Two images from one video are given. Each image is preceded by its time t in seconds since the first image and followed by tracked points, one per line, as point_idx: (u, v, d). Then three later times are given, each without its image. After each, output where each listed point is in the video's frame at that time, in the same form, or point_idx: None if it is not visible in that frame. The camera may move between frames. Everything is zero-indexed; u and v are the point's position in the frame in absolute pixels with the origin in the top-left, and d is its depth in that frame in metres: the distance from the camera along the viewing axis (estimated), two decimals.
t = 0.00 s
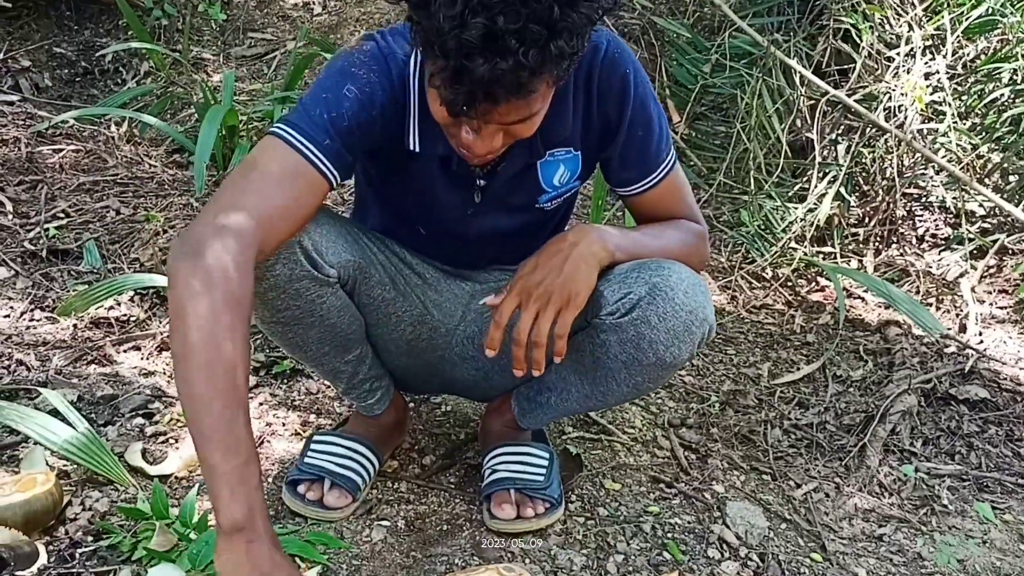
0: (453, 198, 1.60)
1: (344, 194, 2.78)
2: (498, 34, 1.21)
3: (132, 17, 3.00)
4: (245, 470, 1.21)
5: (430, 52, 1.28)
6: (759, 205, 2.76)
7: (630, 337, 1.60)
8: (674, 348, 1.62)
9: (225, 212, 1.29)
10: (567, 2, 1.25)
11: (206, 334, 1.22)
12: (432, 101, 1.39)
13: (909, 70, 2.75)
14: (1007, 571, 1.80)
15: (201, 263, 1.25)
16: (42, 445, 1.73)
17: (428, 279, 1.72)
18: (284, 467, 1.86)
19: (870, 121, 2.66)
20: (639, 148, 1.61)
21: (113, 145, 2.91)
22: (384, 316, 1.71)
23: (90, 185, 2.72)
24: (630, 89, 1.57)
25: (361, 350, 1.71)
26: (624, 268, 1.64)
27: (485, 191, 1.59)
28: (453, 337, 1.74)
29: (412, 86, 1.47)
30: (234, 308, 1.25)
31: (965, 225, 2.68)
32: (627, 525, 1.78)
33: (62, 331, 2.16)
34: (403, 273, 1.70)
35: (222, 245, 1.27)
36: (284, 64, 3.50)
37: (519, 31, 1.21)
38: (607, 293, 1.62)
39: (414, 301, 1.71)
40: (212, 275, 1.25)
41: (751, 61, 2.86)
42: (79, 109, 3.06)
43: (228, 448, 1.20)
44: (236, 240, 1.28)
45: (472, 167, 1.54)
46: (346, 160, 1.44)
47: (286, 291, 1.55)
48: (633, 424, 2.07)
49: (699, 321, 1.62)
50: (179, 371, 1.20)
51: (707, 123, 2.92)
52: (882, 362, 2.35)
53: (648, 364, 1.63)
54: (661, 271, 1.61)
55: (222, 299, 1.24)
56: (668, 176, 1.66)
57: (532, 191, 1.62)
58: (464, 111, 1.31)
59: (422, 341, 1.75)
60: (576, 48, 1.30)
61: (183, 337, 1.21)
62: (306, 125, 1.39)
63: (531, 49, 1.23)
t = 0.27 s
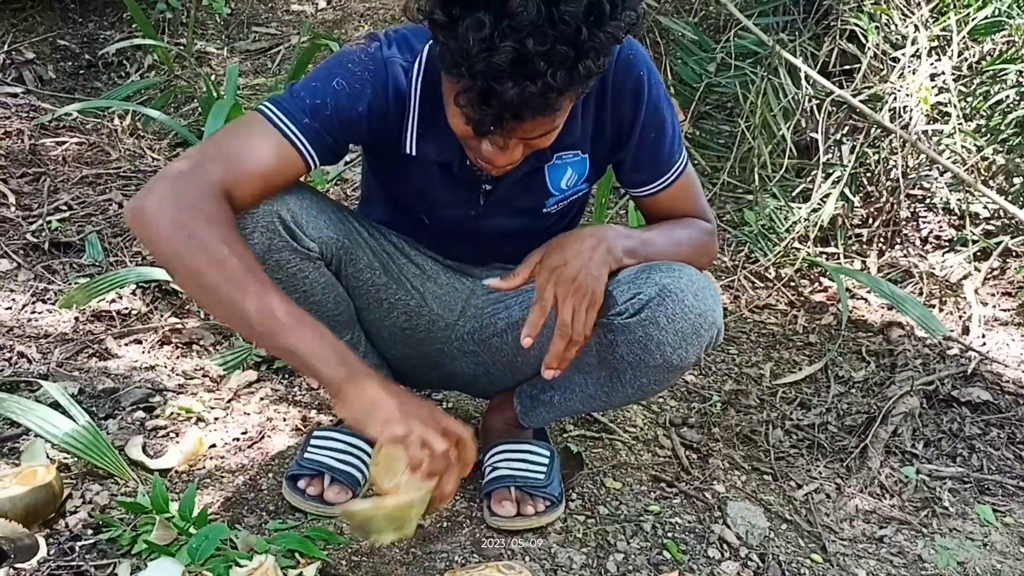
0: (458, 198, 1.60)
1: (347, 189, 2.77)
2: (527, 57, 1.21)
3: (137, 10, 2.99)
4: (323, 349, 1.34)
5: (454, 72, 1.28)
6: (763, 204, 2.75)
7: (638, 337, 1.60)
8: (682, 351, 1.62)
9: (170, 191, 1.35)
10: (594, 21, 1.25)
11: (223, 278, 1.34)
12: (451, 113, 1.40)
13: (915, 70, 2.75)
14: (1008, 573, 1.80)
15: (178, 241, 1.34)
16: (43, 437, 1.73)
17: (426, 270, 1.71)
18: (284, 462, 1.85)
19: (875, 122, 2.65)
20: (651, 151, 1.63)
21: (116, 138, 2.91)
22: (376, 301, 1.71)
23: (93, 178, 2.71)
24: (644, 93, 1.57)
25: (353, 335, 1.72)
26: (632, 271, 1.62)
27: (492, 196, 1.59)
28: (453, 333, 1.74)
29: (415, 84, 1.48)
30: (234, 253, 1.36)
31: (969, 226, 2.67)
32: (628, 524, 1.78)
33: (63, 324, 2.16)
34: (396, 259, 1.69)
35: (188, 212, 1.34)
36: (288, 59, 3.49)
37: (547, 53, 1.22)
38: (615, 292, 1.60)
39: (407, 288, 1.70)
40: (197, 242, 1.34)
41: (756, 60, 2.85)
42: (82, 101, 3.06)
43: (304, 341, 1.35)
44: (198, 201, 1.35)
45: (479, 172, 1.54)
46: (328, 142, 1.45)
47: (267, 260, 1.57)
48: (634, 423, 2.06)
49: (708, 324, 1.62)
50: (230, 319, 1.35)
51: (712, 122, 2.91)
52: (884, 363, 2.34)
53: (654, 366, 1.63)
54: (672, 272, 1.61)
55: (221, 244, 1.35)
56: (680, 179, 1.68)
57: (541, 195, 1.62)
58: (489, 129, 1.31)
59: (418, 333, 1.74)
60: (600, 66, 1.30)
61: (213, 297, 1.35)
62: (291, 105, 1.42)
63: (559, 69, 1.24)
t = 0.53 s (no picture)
0: (462, 193, 1.60)
1: (349, 184, 2.77)
2: (527, 47, 1.21)
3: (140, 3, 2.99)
4: (390, 213, 1.46)
5: (457, 63, 1.28)
6: (766, 202, 2.74)
7: (637, 335, 1.61)
8: (683, 348, 1.62)
9: (187, 163, 1.40)
10: (596, 13, 1.24)
11: (278, 206, 1.41)
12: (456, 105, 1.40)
13: (919, 70, 2.74)
14: (1007, 574, 1.80)
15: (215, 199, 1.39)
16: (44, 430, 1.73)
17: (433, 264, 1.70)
18: (284, 456, 1.85)
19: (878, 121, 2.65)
20: (660, 145, 1.62)
21: (119, 132, 2.91)
22: (383, 296, 1.70)
23: (95, 171, 2.71)
24: (650, 87, 1.57)
25: (359, 330, 1.72)
26: (636, 268, 1.65)
27: (498, 190, 1.59)
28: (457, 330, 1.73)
29: (420, 74, 1.47)
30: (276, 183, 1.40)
31: (972, 227, 2.66)
32: (627, 521, 1.78)
33: (64, 317, 2.16)
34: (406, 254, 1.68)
35: (211, 172, 1.38)
36: (292, 54, 3.49)
37: (548, 44, 1.21)
38: (619, 290, 1.63)
39: (416, 285, 1.69)
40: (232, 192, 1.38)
41: (760, 59, 2.85)
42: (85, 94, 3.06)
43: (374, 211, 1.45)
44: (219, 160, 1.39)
45: (483, 166, 1.54)
46: (341, 123, 1.45)
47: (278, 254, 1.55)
48: (635, 420, 2.06)
49: (710, 322, 1.62)
50: (302, 235, 1.43)
51: (715, 120, 2.91)
52: (885, 363, 2.34)
53: (656, 364, 1.64)
54: (675, 270, 1.61)
55: (266, 181, 1.39)
56: (692, 173, 1.67)
57: (545, 189, 1.62)
58: (490, 120, 1.32)
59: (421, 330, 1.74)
60: (602, 58, 1.30)
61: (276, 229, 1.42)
62: (305, 91, 1.43)
63: (560, 61, 1.23)
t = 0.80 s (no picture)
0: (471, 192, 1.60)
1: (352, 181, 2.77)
2: (546, 40, 1.22)
3: None
4: (394, 189, 1.44)
5: (475, 54, 1.29)
6: (767, 203, 2.74)
7: (645, 332, 1.61)
8: (689, 345, 1.62)
9: (191, 150, 1.41)
10: (614, 8, 1.25)
11: (279, 188, 1.40)
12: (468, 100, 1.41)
13: (921, 72, 2.73)
14: None
15: (219, 182, 1.39)
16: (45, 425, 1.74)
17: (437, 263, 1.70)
18: (285, 453, 1.86)
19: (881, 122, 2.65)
20: (669, 147, 1.63)
21: (121, 127, 2.91)
22: (386, 295, 1.70)
23: (98, 167, 2.72)
24: (658, 91, 1.57)
25: (362, 329, 1.72)
26: (641, 266, 1.65)
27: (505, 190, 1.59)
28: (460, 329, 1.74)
29: (430, 71, 1.47)
30: (278, 165, 1.40)
31: (973, 228, 2.67)
32: (627, 520, 1.78)
33: (66, 312, 2.16)
34: (410, 254, 1.68)
35: (214, 153, 1.39)
36: (294, 51, 3.49)
37: (566, 37, 1.22)
38: (625, 286, 1.64)
39: (419, 284, 1.69)
40: (236, 175, 1.38)
41: (763, 59, 2.86)
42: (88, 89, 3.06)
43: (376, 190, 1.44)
44: (224, 144, 1.39)
45: (491, 164, 1.54)
46: (345, 119, 1.46)
47: (280, 253, 1.56)
48: (635, 419, 2.07)
49: (717, 320, 1.62)
50: (307, 214, 1.42)
51: (717, 120, 2.91)
52: (886, 364, 2.34)
53: (663, 360, 1.64)
54: (684, 268, 1.62)
55: (267, 161, 1.39)
56: (700, 175, 1.68)
57: (552, 191, 1.62)
58: (505, 113, 1.32)
59: (423, 329, 1.74)
60: (620, 54, 1.31)
61: (275, 209, 1.42)
62: (310, 84, 1.44)
63: (578, 55, 1.24)
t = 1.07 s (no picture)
0: (480, 189, 1.61)
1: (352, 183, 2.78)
2: (569, 31, 1.24)
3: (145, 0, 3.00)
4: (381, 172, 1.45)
5: (494, 42, 1.31)
6: (768, 204, 2.74)
7: (649, 346, 1.62)
8: (692, 362, 1.64)
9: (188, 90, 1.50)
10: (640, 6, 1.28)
11: (264, 144, 1.46)
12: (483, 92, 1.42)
13: (922, 74, 2.74)
14: None
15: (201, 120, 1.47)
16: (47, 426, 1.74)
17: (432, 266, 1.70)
18: (286, 454, 1.86)
19: (882, 124, 2.65)
20: (683, 170, 1.65)
21: (123, 129, 2.92)
22: (377, 301, 1.69)
23: (100, 168, 2.72)
24: (677, 113, 1.60)
25: (353, 335, 1.71)
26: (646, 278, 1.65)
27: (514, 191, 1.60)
28: (462, 328, 1.74)
29: (447, 60, 1.51)
30: (256, 116, 1.47)
31: (974, 230, 2.67)
32: (628, 522, 1.78)
33: (68, 313, 2.16)
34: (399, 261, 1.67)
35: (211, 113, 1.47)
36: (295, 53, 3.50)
37: (589, 30, 1.24)
38: (629, 300, 1.63)
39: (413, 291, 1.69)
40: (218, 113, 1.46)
41: (764, 61, 2.88)
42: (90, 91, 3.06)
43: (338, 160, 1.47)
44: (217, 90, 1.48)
45: (501, 160, 1.55)
46: (340, 96, 1.50)
47: (263, 267, 1.57)
48: (636, 421, 2.07)
49: (720, 337, 1.64)
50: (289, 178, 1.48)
51: (718, 122, 2.91)
52: (886, 366, 2.35)
53: (665, 376, 1.66)
54: (687, 283, 1.62)
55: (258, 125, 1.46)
56: (713, 198, 1.69)
57: (559, 197, 1.63)
58: (519, 103, 1.32)
59: (422, 331, 1.75)
60: (641, 51, 1.32)
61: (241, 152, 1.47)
62: (316, 57, 1.50)
63: (598, 49, 1.26)
